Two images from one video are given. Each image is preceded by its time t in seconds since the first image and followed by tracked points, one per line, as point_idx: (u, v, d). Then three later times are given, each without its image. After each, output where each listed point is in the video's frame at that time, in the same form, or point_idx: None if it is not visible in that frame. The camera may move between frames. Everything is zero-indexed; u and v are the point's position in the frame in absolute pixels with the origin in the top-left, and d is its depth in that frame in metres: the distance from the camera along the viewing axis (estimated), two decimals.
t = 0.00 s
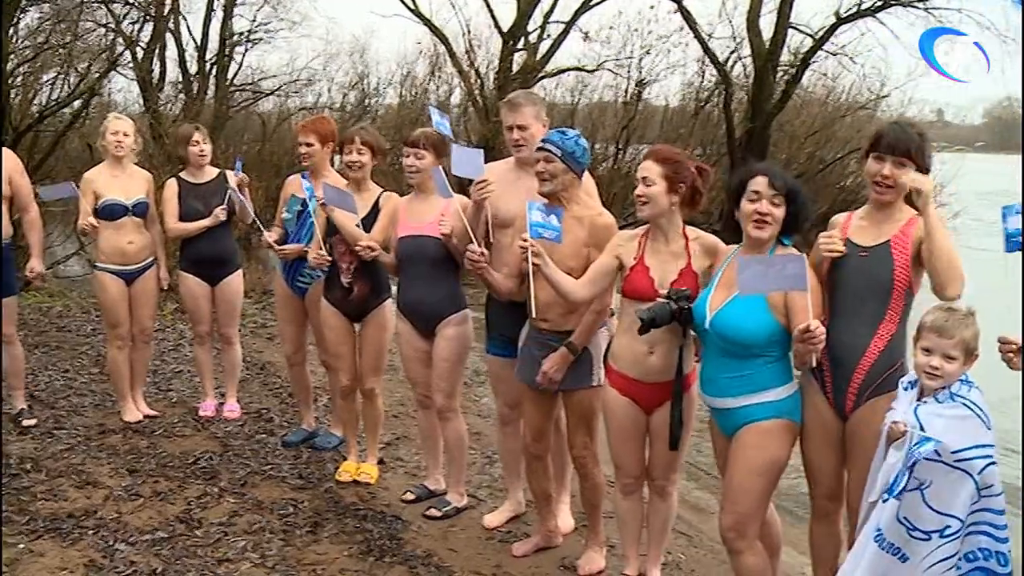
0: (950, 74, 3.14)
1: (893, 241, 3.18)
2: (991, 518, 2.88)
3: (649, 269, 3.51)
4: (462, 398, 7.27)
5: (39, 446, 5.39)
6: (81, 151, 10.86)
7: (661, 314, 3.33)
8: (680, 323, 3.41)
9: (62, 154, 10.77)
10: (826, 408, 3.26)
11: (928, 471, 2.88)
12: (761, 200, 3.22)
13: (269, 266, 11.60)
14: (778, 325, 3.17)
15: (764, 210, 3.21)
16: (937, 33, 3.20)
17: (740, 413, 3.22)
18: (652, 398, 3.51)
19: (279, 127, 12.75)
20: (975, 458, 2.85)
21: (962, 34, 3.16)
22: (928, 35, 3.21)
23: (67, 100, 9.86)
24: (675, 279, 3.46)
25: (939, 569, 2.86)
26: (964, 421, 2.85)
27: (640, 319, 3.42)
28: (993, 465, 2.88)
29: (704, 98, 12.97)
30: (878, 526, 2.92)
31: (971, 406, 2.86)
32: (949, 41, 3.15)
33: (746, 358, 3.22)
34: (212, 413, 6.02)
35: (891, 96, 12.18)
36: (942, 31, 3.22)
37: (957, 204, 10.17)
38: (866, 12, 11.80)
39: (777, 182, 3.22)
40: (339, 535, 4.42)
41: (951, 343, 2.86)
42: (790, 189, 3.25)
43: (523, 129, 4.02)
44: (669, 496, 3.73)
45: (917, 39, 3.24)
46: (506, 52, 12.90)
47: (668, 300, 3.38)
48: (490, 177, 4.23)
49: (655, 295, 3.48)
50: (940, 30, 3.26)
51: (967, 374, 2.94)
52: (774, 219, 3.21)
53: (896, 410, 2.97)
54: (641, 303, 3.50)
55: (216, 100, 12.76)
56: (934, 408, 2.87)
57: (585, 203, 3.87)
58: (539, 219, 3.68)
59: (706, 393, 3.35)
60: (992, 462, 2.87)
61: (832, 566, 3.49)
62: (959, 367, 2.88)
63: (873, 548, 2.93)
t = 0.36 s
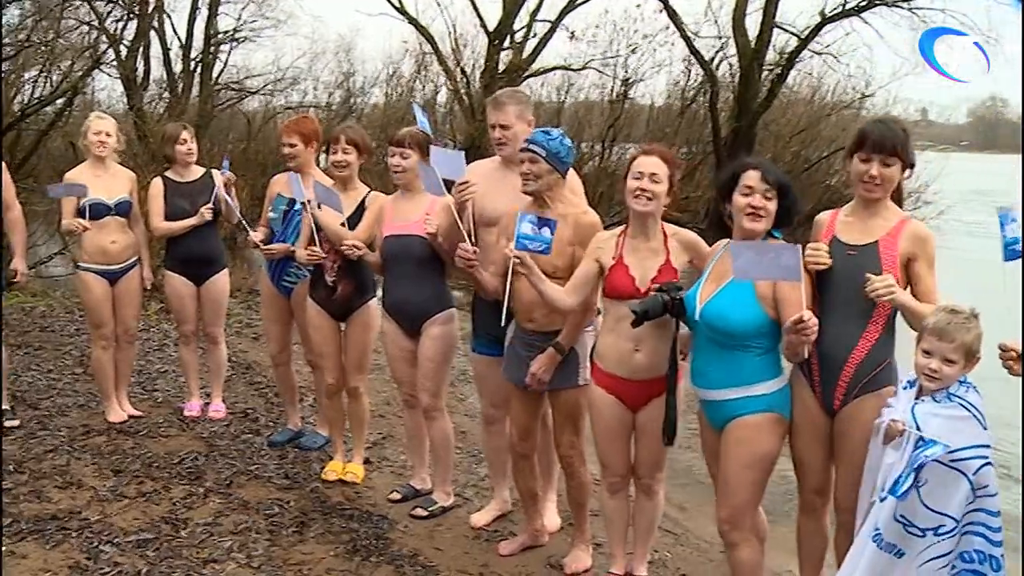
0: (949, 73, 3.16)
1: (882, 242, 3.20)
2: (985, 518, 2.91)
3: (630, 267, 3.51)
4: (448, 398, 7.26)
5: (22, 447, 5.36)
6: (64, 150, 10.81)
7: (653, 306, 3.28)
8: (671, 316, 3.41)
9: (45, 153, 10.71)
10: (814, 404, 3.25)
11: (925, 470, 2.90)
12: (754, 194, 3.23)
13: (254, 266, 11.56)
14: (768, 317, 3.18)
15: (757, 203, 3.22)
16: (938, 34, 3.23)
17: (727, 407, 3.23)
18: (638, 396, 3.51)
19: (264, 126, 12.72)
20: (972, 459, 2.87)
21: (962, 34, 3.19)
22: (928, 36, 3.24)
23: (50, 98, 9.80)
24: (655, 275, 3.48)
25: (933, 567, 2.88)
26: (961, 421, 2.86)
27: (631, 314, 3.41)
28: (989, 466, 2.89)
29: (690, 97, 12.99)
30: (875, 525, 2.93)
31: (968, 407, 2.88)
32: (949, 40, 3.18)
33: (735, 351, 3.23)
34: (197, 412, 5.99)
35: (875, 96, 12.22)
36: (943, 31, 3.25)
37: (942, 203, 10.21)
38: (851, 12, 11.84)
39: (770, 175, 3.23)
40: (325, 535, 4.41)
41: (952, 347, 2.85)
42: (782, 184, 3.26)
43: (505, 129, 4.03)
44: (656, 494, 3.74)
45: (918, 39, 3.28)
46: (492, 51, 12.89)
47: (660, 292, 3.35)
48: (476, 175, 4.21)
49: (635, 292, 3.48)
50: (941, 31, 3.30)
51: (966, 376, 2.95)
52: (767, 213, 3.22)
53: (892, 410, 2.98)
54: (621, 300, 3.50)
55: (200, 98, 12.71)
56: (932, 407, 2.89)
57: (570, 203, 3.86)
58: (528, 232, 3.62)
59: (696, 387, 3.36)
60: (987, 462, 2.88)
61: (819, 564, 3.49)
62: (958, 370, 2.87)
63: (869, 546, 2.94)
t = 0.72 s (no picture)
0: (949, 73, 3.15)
1: (870, 240, 3.21)
2: (974, 516, 2.90)
3: (611, 264, 3.51)
4: (434, 397, 7.25)
5: (5, 448, 5.33)
6: (48, 149, 10.75)
7: (639, 316, 3.33)
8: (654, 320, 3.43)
9: (28, 151, 10.64)
10: (802, 402, 3.29)
11: (914, 467, 2.91)
12: (741, 192, 3.23)
13: (240, 265, 11.52)
14: (751, 315, 3.19)
15: (743, 201, 3.23)
16: (938, 34, 3.22)
17: (711, 405, 3.24)
18: (624, 394, 3.51)
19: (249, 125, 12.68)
20: (960, 456, 2.87)
21: (963, 35, 3.18)
22: (928, 36, 3.22)
23: (32, 96, 9.75)
24: (638, 271, 3.49)
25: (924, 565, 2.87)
26: (949, 418, 2.87)
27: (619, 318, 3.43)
28: (977, 463, 2.90)
29: (676, 96, 13.01)
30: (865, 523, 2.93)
31: (955, 405, 2.88)
32: (949, 40, 3.16)
33: (718, 349, 3.24)
34: (183, 412, 5.97)
35: (860, 95, 12.27)
36: (943, 31, 3.23)
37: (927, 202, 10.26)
38: (836, 12, 11.88)
39: (759, 174, 3.23)
40: (312, 535, 4.40)
41: (939, 347, 2.86)
42: (769, 185, 3.26)
43: (493, 131, 4.04)
44: (642, 493, 3.74)
45: (918, 39, 3.26)
46: (478, 50, 12.88)
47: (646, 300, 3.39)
48: (462, 177, 4.22)
49: (620, 289, 3.48)
50: (941, 31, 3.28)
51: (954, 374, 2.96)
52: (753, 211, 3.23)
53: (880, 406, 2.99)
54: (604, 297, 3.50)
55: (185, 97, 12.66)
56: (920, 404, 2.90)
57: (555, 203, 3.86)
58: (519, 238, 3.66)
59: (681, 384, 3.37)
60: (975, 459, 2.88)
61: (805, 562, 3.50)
62: (946, 369, 2.89)
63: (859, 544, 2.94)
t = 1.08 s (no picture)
0: (949, 74, 3.10)
1: (854, 242, 3.24)
2: (956, 515, 2.91)
3: (597, 266, 3.51)
4: (421, 397, 7.24)
5: None
6: (31, 149, 10.69)
7: (620, 315, 3.37)
8: (639, 322, 3.46)
9: (11, 151, 10.58)
10: (786, 404, 3.30)
11: (897, 466, 2.91)
12: (719, 196, 3.25)
13: (226, 265, 11.49)
14: (734, 320, 3.19)
15: (721, 205, 3.24)
16: (938, 33, 3.15)
17: (694, 409, 3.26)
18: (611, 395, 3.51)
19: (235, 125, 12.66)
20: (941, 455, 2.88)
21: (961, 33, 3.12)
22: (928, 36, 3.17)
23: (15, 96, 9.69)
24: (624, 273, 3.49)
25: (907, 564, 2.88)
26: (931, 417, 2.88)
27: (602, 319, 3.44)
28: (960, 462, 2.90)
29: (662, 96, 13.04)
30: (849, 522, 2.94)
31: (937, 403, 2.89)
32: (949, 39, 3.10)
33: (702, 354, 3.24)
34: (168, 413, 5.94)
35: (845, 95, 12.31)
36: (941, 31, 3.17)
37: (911, 202, 10.31)
38: (821, 12, 11.93)
39: (735, 179, 3.25)
40: (298, 536, 4.39)
41: (917, 344, 2.88)
42: (746, 188, 3.28)
43: (482, 139, 4.04)
44: (629, 492, 3.74)
45: (917, 39, 3.20)
46: (464, 50, 12.88)
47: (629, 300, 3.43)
48: (449, 178, 4.23)
49: (606, 291, 3.48)
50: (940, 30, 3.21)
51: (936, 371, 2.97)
52: (731, 214, 3.24)
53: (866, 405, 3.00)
54: (591, 300, 3.50)
55: (170, 97, 12.61)
56: (903, 404, 2.90)
57: (542, 203, 3.86)
58: (505, 247, 3.74)
59: (665, 387, 3.38)
60: (957, 459, 2.89)
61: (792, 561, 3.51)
62: (925, 366, 2.90)
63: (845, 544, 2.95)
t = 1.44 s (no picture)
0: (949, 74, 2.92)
1: (839, 237, 3.23)
2: (938, 510, 2.93)
3: (582, 264, 3.52)
4: (406, 397, 7.23)
5: None
6: (14, 149, 10.62)
7: (607, 314, 3.36)
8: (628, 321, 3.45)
9: None
10: (771, 399, 3.30)
11: (879, 462, 2.92)
12: (702, 189, 3.25)
13: (210, 266, 11.45)
14: (721, 309, 3.21)
15: (706, 198, 3.25)
16: (939, 33, 2.99)
17: (685, 400, 3.25)
18: (595, 394, 3.51)
19: (219, 125, 12.61)
20: (924, 450, 2.89)
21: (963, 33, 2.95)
22: (929, 35, 3.00)
23: None
24: (608, 272, 3.49)
25: (891, 560, 2.89)
26: (914, 411, 2.90)
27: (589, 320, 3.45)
28: (941, 458, 2.92)
29: (648, 96, 13.06)
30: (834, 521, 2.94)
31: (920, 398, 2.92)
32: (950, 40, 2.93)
33: (692, 342, 3.25)
34: (152, 415, 5.92)
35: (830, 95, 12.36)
36: (944, 30, 3.00)
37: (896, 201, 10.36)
38: (806, 12, 11.97)
39: (718, 170, 3.25)
40: (283, 538, 4.37)
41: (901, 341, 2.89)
42: (730, 178, 3.28)
43: (468, 130, 4.03)
44: (615, 492, 3.74)
45: (917, 39, 3.03)
46: (450, 50, 12.87)
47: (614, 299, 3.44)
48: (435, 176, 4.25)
49: (591, 290, 3.48)
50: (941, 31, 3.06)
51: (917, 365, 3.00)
52: (717, 206, 3.25)
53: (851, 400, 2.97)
54: (575, 298, 3.51)
55: (154, 96, 12.55)
56: (886, 398, 2.91)
57: (527, 202, 3.86)
58: (485, 244, 3.74)
59: (652, 380, 3.38)
60: (939, 454, 2.91)
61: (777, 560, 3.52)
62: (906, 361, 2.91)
63: (829, 543, 2.95)
